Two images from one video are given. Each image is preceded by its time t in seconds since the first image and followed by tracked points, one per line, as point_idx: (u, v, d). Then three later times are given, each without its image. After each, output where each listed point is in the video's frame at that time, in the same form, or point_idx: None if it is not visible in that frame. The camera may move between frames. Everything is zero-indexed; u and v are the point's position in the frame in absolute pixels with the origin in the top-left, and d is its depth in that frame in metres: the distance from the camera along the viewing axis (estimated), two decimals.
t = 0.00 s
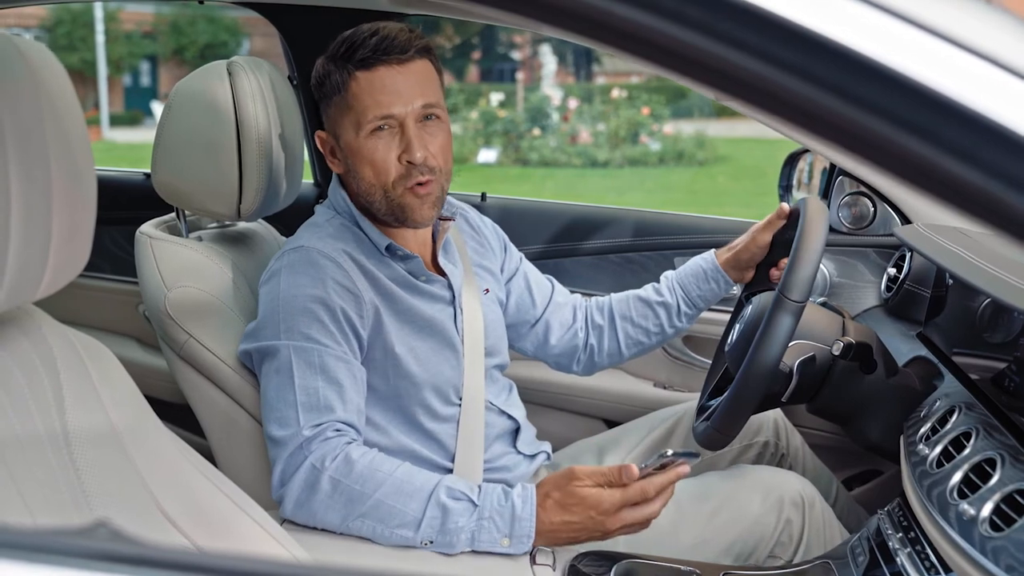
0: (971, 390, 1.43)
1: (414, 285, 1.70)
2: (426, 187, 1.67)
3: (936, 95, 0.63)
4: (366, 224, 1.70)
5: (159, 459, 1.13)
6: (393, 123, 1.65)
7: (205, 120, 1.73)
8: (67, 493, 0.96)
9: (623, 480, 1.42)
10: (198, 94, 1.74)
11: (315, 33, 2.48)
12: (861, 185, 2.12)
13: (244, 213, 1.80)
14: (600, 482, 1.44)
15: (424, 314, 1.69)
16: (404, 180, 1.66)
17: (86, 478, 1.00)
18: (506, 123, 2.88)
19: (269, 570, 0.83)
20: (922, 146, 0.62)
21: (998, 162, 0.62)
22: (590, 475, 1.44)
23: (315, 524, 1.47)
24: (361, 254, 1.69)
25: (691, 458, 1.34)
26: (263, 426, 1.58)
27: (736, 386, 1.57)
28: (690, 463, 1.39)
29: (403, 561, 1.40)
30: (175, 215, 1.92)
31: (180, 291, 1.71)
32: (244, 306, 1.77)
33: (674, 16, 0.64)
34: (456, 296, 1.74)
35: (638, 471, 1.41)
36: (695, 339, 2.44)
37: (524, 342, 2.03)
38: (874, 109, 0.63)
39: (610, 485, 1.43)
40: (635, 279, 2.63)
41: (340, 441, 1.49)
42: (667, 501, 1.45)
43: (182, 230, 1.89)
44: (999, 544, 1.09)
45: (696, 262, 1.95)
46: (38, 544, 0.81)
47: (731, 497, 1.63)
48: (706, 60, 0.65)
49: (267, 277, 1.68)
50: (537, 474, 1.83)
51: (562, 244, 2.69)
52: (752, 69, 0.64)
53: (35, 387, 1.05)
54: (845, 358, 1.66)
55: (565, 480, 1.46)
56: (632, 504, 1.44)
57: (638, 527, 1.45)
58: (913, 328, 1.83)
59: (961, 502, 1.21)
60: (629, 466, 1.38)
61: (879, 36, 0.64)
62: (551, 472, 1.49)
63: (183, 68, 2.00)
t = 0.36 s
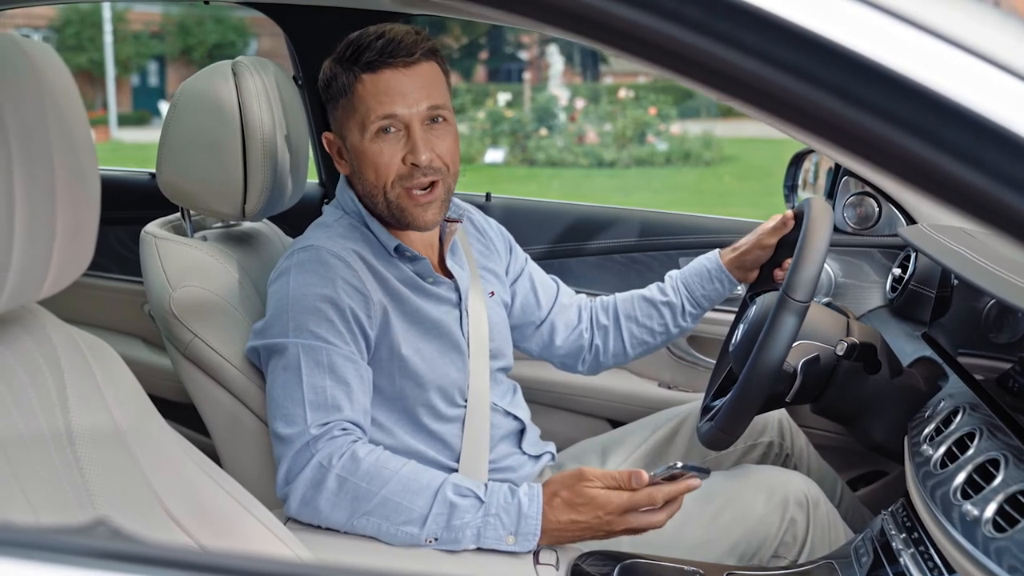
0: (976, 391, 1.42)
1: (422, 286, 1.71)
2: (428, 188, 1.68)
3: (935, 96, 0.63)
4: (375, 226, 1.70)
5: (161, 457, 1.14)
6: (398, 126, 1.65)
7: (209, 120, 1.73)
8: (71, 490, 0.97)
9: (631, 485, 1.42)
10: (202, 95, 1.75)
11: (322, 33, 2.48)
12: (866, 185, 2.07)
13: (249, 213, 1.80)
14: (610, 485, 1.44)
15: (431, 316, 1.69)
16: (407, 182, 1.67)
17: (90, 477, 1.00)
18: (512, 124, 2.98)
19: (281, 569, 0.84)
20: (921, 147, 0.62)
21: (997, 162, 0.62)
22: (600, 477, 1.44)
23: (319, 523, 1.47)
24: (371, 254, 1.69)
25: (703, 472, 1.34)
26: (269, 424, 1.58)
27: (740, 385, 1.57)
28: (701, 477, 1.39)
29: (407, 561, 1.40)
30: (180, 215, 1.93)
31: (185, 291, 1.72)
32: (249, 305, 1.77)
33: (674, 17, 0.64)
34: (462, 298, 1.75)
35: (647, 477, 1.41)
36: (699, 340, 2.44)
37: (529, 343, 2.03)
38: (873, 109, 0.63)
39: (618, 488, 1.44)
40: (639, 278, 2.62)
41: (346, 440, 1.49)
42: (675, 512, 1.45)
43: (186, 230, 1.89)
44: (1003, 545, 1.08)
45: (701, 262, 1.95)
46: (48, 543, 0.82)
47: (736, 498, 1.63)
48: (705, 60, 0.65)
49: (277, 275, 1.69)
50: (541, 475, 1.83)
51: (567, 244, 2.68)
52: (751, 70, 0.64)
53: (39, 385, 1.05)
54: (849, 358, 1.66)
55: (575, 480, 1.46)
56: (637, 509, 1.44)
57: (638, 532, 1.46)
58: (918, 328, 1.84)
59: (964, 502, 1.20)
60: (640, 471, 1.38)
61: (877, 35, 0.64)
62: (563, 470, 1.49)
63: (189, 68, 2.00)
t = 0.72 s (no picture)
0: (976, 392, 1.42)
1: (425, 287, 1.71)
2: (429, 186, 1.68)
3: (928, 96, 0.63)
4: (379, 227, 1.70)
5: (161, 455, 1.14)
6: (396, 125, 1.65)
7: (211, 121, 1.74)
8: (71, 489, 0.97)
9: (632, 480, 1.45)
10: (204, 95, 1.75)
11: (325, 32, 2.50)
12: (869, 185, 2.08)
13: (251, 213, 1.80)
14: (612, 481, 1.47)
15: (434, 317, 1.69)
16: (407, 181, 1.67)
17: (90, 477, 1.00)
18: (517, 123, 2.92)
19: (289, 569, 0.84)
20: (915, 147, 0.63)
21: (990, 162, 0.62)
22: (601, 473, 1.47)
23: (319, 522, 1.47)
24: (375, 254, 1.70)
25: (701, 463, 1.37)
26: (270, 423, 1.59)
27: (741, 385, 1.57)
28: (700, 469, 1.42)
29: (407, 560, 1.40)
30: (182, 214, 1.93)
31: (187, 290, 1.72)
32: (252, 305, 1.77)
33: (669, 17, 0.65)
34: (464, 300, 1.75)
35: (648, 471, 1.44)
36: (701, 340, 2.44)
37: (531, 344, 2.03)
38: (866, 110, 0.63)
39: (620, 484, 1.46)
40: (639, 277, 2.65)
41: (347, 440, 1.49)
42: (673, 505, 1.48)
43: (188, 229, 1.90)
44: (1002, 545, 1.08)
45: (702, 261, 1.95)
46: (51, 542, 0.82)
47: (737, 499, 1.63)
48: (700, 61, 0.65)
49: (281, 275, 1.69)
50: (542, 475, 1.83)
51: (570, 243, 2.69)
52: (746, 70, 0.64)
53: (39, 384, 1.05)
54: (850, 358, 1.66)
55: (576, 477, 1.48)
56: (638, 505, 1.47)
57: (638, 529, 1.49)
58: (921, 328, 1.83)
59: (964, 503, 1.20)
60: (641, 467, 1.41)
61: (871, 35, 0.64)
62: (564, 470, 1.51)
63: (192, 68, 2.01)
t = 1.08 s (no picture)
0: (979, 392, 1.43)
1: (425, 287, 1.71)
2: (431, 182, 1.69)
3: (927, 96, 0.63)
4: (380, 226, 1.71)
5: (163, 453, 1.14)
6: (400, 121, 1.65)
7: (214, 121, 1.74)
8: (72, 488, 0.98)
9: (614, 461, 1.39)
10: (208, 95, 1.76)
11: (330, 32, 2.50)
12: (873, 186, 2.08)
13: (254, 212, 1.80)
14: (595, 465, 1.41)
15: (434, 316, 1.69)
16: (411, 178, 1.67)
17: (92, 476, 1.01)
18: (521, 122, 2.77)
19: (295, 569, 0.85)
20: (913, 147, 0.63)
21: (988, 162, 0.62)
22: (582, 462, 1.42)
23: (318, 525, 1.47)
24: (375, 253, 1.70)
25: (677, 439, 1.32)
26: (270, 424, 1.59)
27: (742, 385, 1.57)
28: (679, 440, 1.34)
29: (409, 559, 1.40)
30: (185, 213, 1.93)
31: (190, 289, 1.72)
32: (254, 305, 1.78)
33: (667, 18, 0.65)
34: (465, 298, 1.75)
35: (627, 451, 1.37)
36: (705, 339, 2.44)
37: (532, 338, 2.03)
38: (864, 110, 0.63)
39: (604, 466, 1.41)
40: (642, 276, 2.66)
41: (343, 442, 1.50)
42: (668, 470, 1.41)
43: (192, 228, 1.91)
44: (1003, 546, 1.08)
45: (705, 260, 1.95)
46: (56, 541, 0.83)
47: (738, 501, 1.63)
48: (699, 61, 0.65)
49: (282, 274, 1.69)
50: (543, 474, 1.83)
51: (574, 244, 2.72)
52: (744, 70, 0.64)
53: (42, 383, 1.06)
54: (852, 358, 1.65)
55: (559, 469, 1.45)
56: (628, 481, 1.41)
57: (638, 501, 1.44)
58: (924, 327, 1.85)
59: (966, 503, 1.20)
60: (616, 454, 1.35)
61: (870, 36, 0.64)
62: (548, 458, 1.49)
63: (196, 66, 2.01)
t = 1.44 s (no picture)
0: (981, 392, 1.42)
1: (428, 286, 1.72)
2: (437, 187, 1.69)
3: (927, 97, 0.63)
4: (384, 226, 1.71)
5: (164, 452, 1.14)
6: (405, 124, 1.65)
7: (218, 121, 1.75)
8: (75, 485, 0.98)
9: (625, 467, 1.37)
10: (211, 95, 1.75)
11: (336, 32, 2.50)
12: (878, 185, 2.08)
13: (258, 213, 1.81)
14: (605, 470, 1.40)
15: (438, 317, 1.70)
16: (416, 182, 1.67)
17: (95, 476, 1.01)
18: (528, 123, 2.76)
19: (303, 569, 0.85)
20: (912, 148, 0.63)
21: (987, 162, 0.62)
22: (594, 464, 1.41)
23: (322, 522, 1.47)
24: (381, 254, 1.70)
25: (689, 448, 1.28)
26: (274, 423, 1.59)
27: (745, 386, 1.56)
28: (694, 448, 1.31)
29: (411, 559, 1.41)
30: (189, 213, 1.94)
31: (194, 289, 1.73)
32: (258, 305, 1.78)
33: (666, 18, 0.65)
34: (468, 300, 1.76)
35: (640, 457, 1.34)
36: (708, 340, 2.44)
37: (537, 340, 2.03)
38: (864, 110, 0.63)
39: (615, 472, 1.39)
40: (647, 277, 2.65)
41: (348, 440, 1.50)
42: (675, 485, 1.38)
43: (196, 229, 1.92)
44: (1005, 546, 1.08)
45: (708, 261, 1.95)
46: (58, 540, 0.83)
47: (741, 500, 1.63)
48: (697, 61, 0.65)
49: (287, 274, 1.69)
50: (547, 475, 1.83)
51: (577, 243, 2.71)
52: (742, 70, 0.65)
53: (44, 382, 1.06)
54: (856, 358, 1.64)
55: (570, 470, 1.44)
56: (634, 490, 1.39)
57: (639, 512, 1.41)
58: (927, 328, 1.86)
59: (968, 503, 1.20)
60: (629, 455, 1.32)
61: (869, 36, 0.64)
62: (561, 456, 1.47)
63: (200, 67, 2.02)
